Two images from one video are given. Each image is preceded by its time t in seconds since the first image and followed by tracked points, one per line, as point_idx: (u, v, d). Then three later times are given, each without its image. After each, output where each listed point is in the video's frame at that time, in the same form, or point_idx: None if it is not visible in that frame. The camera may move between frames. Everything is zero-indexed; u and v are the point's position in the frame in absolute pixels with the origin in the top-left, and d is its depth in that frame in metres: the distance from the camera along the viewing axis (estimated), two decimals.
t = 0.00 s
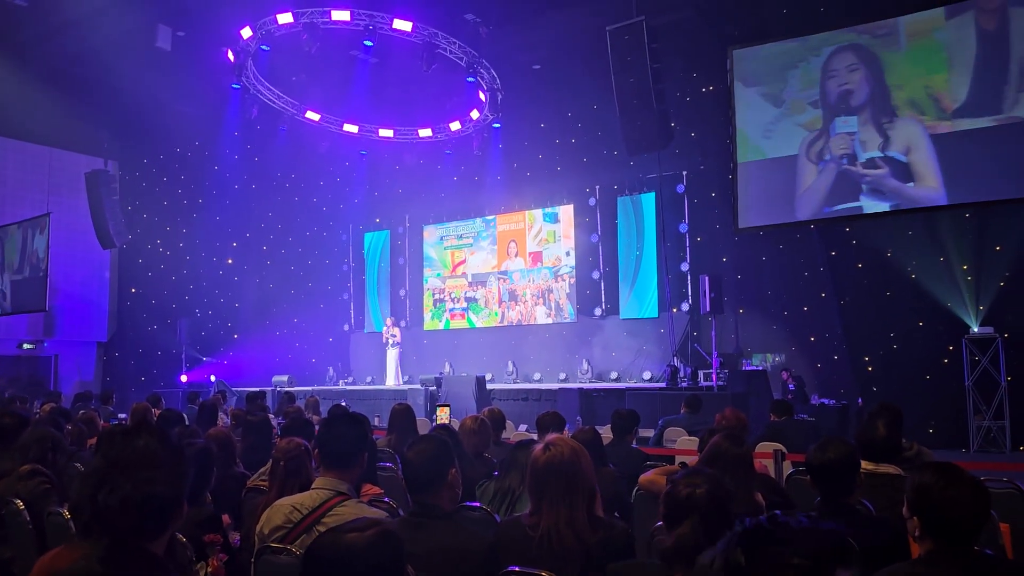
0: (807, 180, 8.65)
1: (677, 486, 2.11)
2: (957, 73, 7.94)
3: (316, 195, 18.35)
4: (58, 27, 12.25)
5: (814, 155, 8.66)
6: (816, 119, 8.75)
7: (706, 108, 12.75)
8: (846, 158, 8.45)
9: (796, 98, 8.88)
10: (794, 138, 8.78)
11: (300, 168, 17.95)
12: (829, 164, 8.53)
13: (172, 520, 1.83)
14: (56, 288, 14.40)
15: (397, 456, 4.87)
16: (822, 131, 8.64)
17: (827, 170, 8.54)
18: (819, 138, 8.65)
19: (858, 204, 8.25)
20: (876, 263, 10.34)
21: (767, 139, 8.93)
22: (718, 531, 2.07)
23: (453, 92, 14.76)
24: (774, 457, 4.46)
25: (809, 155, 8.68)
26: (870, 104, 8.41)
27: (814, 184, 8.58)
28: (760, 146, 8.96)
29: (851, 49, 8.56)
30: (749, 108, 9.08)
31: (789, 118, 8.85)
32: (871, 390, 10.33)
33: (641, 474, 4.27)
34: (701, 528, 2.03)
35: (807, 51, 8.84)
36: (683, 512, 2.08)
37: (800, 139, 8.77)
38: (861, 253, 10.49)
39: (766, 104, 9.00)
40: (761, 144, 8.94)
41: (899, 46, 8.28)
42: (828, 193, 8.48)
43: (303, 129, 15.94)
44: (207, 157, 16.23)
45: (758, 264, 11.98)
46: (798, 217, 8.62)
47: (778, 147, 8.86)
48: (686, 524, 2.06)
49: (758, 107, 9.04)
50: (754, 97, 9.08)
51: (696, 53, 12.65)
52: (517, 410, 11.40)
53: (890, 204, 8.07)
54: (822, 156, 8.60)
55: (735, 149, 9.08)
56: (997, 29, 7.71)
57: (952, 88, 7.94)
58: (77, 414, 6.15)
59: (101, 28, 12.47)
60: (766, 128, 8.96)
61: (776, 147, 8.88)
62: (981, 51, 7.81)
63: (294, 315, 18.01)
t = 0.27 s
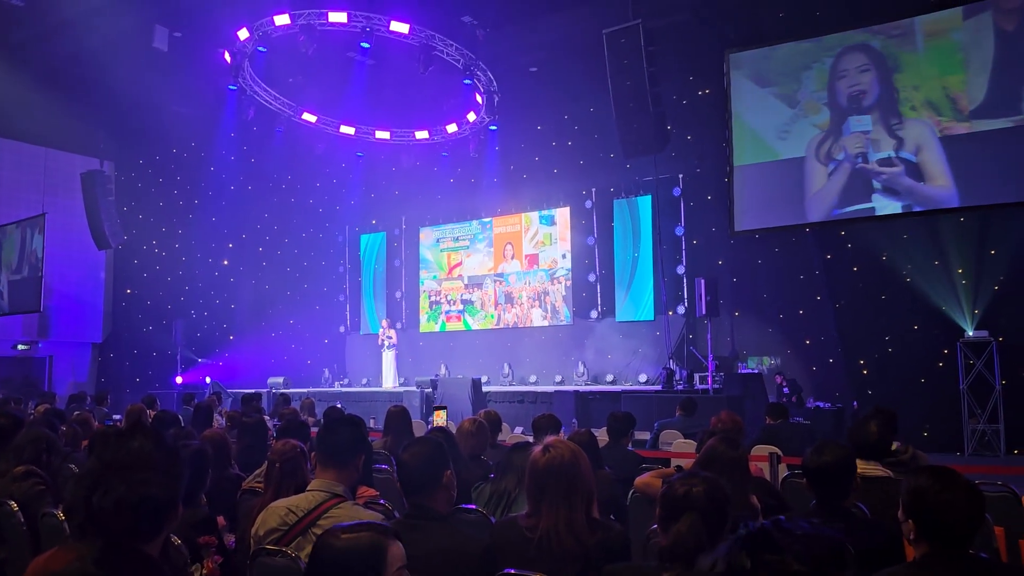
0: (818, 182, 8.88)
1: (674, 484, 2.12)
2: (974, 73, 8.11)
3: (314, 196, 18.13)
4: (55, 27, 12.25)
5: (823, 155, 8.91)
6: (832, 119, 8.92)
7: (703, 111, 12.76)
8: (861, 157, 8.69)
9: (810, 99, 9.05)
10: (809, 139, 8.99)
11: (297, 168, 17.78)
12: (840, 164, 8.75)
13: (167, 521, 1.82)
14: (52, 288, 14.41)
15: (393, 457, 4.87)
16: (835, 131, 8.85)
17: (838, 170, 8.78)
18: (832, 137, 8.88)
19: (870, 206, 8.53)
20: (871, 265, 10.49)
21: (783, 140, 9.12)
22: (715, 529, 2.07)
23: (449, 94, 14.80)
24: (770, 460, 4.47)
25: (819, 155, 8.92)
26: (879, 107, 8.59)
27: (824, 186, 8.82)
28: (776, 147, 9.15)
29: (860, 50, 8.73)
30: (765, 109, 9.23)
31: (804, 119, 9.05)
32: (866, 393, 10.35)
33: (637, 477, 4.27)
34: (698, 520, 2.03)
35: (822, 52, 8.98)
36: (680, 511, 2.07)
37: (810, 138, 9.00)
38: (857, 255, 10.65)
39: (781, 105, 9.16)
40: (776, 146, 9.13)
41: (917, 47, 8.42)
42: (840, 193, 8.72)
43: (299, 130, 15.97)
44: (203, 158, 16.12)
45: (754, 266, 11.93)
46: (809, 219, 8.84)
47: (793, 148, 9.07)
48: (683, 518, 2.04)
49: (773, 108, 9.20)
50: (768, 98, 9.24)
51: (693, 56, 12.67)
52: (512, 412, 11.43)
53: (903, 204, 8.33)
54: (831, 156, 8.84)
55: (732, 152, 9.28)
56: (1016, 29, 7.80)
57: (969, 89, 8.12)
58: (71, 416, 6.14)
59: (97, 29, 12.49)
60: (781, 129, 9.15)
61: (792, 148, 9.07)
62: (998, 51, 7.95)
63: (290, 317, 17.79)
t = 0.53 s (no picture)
0: (822, 184, 8.84)
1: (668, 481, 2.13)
2: (978, 75, 8.10)
3: (310, 196, 18.30)
4: (50, 26, 12.22)
5: (825, 156, 8.90)
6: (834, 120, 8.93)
7: (699, 113, 12.79)
8: (870, 158, 8.62)
9: (814, 100, 9.11)
10: (812, 139, 9.01)
11: (292, 167, 17.85)
12: (847, 165, 8.72)
13: (161, 522, 1.79)
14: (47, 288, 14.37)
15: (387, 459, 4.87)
16: (843, 132, 8.83)
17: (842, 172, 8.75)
18: (838, 139, 8.86)
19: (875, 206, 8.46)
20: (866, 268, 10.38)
21: (786, 141, 9.17)
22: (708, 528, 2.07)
23: (445, 95, 14.82)
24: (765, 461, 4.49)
25: (822, 156, 8.91)
26: (885, 107, 8.58)
27: (829, 188, 8.78)
28: (780, 148, 9.20)
29: (865, 51, 8.77)
30: (767, 110, 9.33)
31: (808, 120, 9.10)
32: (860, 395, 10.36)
33: (632, 479, 4.27)
34: (695, 518, 2.00)
35: (826, 53, 9.03)
36: (677, 505, 2.08)
37: (813, 139, 9.02)
38: (852, 261, 10.51)
39: (785, 106, 9.23)
40: (779, 146, 9.19)
41: (921, 49, 8.45)
42: (845, 195, 8.67)
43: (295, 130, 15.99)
44: (199, 158, 15.97)
45: (749, 268, 12.03)
46: (814, 220, 8.81)
47: (796, 148, 9.10)
48: (680, 513, 2.02)
49: (778, 109, 9.27)
50: (771, 99, 9.33)
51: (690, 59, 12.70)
52: (507, 413, 11.45)
53: (908, 206, 8.28)
54: (835, 157, 8.82)
55: (728, 154, 9.37)
56: (1020, 31, 7.86)
57: (974, 91, 8.11)
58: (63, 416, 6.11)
59: (92, 29, 12.46)
60: (785, 130, 9.21)
61: (795, 148, 9.11)
62: (1002, 53, 7.96)
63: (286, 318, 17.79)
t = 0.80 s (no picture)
0: (822, 186, 8.85)
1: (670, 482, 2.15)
2: (975, 78, 8.12)
3: (305, 195, 18.20)
4: (45, 26, 12.21)
5: (827, 158, 8.89)
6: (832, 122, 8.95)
7: (695, 115, 12.81)
8: (877, 160, 8.60)
9: (812, 102, 9.11)
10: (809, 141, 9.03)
11: (287, 168, 17.81)
12: (851, 166, 8.70)
13: (153, 522, 1.80)
14: (43, 287, 14.18)
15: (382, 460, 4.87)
16: (845, 133, 8.82)
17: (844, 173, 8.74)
18: (838, 141, 8.86)
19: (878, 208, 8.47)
20: (862, 268, 10.42)
21: (784, 143, 9.17)
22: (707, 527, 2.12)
23: (441, 96, 14.85)
24: (760, 462, 4.50)
25: (824, 158, 8.90)
26: (885, 109, 8.59)
27: (830, 189, 8.78)
28: (777, 150, 9.20)
29: (867, 52, 8.75)
30: (763, 113, 9.35)
31: (806, 122, 9.10)
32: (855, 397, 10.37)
33: (627, 480, 4.27)
34: (695, 516, 2.03)
35: (823, 55, 9.02)
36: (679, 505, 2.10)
37: (813, 142, 9.03)
38: (846, 262, 10.56)
39: (782, 108, 9.24)
40: (777, 149, 9.19)
41: (918, 51, 8.46)
42: (848, 196, 8.67)
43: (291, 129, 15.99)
44: (193, 158, 16.01)
45: (745, 269, 12.08)
46: (815, 221, 8.81)
47: (793, 151, 9.12)
48: (681, 513, 2.07)
49: (775, 111, 9.28)
50: (768, 100, 9.34)
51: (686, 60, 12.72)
52: (502, 414, 11.46)
53: (910, 207, 8.28)
54: (836, 159, 8.81)
55: (724, 155, 9.44)
56: (1017, 34, 7.88)
57: (970, 93, 8.12)
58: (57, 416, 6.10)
59: (88, 28, 12.44)
60: (782, 132, 9.20)
61: (793, 150, 9.12)
62: (999, 56, 7.98)
63: (281, 318, 17.81)
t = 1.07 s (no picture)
0: (823, 185, 8.82)
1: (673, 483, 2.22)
2: (969, 79, 8.14)
3: (301, 195, 18.29)
4: (39, 24, 12.14)
5: (828, 156, 8.86)
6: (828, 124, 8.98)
7: (691, 116, 12.82)
8: (881, 157, 8.56)
9: (807, 103, 9.15)
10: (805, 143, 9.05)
11: (282, 167, 17.78)
12: (853, 163, 8.67)
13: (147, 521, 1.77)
14: (36, 286, 14.08)
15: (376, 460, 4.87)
16: (845, 132, 8.80)
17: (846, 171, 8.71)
18: (838, 139, 8.84)
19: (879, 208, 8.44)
20: (857, 269, 10.31)
21: (779, 144, 9.18)
22: (710, 527, 2.15)
23: (437, 96, 14.83)
24: (754, 463, 4.51)
25: (824, 157, 8.86)
26: (886, 108, 8.58)
27: (828, 189, 8.78)
28: (773, 151, 9.20)
29: (870, 51, 8.74)
30: (759, 114, 9.37)
31: (801, 123, 9.14)
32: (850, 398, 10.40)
33: (621, 481, 4.28)
34: (698, 517, 2.10)
35: (819, 57, 9.06)
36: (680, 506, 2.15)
37: (812, 142, 9.02)
38: (842, 258, 10.43)
39: (778, 108, 9.25)
40: (773, 150, 9.19)
41: (913, 52, 8.48)
42: (849, 195, 8.64)
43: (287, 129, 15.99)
44: (189, 157, 15.92)
45: (740, 270, 12.09)
46: (818, 221, 8.77)
47: (789, 153, 9.12)
48: (682, 514, 2.12)
49: (770, 112, 9.30)
50: (764, 101, 9.37)
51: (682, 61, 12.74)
52: (498, 415, 11.45)
53: (911, 206, 8.26)
54: (838, 157, 8.78)
55: (720, 157, 9.40)
56: (1012, 35, 7.89)
57: (964, 95, 8.14)
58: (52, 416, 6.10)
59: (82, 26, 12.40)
60: (778, 133, 9.21)
61: (789, 152, 9.11)
62: (993, 57, 8.01)
63: (276, 318, 17.77)
